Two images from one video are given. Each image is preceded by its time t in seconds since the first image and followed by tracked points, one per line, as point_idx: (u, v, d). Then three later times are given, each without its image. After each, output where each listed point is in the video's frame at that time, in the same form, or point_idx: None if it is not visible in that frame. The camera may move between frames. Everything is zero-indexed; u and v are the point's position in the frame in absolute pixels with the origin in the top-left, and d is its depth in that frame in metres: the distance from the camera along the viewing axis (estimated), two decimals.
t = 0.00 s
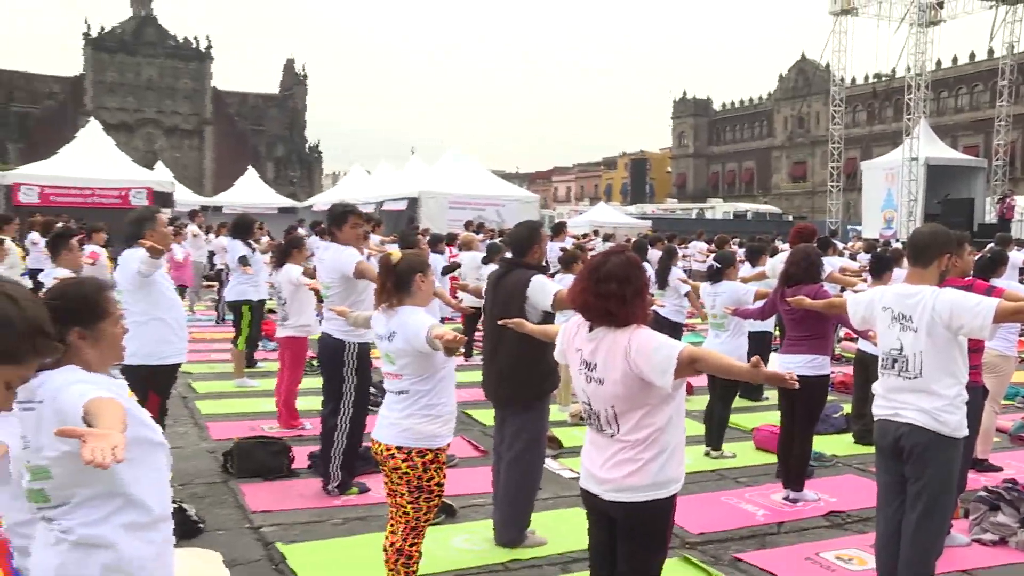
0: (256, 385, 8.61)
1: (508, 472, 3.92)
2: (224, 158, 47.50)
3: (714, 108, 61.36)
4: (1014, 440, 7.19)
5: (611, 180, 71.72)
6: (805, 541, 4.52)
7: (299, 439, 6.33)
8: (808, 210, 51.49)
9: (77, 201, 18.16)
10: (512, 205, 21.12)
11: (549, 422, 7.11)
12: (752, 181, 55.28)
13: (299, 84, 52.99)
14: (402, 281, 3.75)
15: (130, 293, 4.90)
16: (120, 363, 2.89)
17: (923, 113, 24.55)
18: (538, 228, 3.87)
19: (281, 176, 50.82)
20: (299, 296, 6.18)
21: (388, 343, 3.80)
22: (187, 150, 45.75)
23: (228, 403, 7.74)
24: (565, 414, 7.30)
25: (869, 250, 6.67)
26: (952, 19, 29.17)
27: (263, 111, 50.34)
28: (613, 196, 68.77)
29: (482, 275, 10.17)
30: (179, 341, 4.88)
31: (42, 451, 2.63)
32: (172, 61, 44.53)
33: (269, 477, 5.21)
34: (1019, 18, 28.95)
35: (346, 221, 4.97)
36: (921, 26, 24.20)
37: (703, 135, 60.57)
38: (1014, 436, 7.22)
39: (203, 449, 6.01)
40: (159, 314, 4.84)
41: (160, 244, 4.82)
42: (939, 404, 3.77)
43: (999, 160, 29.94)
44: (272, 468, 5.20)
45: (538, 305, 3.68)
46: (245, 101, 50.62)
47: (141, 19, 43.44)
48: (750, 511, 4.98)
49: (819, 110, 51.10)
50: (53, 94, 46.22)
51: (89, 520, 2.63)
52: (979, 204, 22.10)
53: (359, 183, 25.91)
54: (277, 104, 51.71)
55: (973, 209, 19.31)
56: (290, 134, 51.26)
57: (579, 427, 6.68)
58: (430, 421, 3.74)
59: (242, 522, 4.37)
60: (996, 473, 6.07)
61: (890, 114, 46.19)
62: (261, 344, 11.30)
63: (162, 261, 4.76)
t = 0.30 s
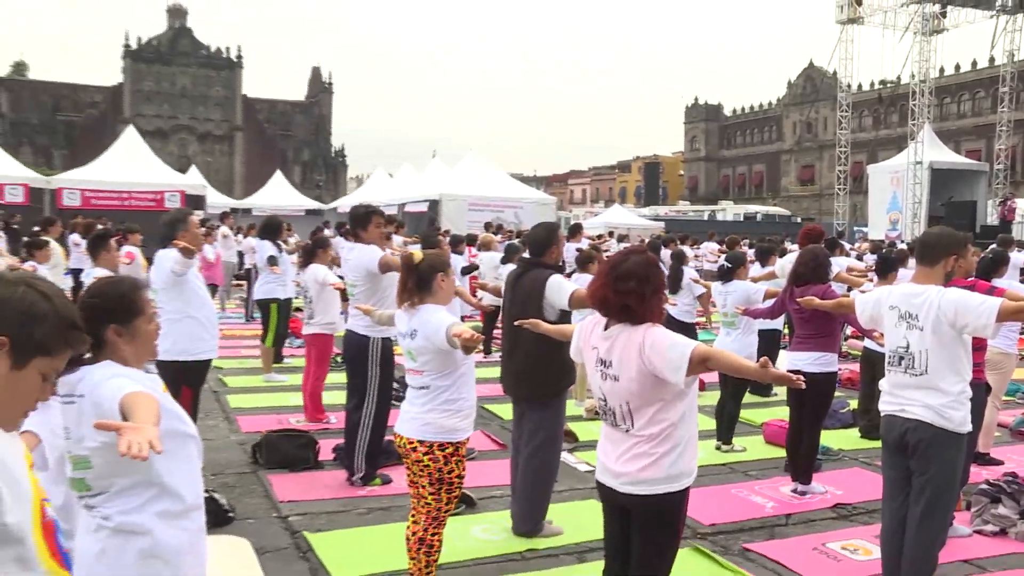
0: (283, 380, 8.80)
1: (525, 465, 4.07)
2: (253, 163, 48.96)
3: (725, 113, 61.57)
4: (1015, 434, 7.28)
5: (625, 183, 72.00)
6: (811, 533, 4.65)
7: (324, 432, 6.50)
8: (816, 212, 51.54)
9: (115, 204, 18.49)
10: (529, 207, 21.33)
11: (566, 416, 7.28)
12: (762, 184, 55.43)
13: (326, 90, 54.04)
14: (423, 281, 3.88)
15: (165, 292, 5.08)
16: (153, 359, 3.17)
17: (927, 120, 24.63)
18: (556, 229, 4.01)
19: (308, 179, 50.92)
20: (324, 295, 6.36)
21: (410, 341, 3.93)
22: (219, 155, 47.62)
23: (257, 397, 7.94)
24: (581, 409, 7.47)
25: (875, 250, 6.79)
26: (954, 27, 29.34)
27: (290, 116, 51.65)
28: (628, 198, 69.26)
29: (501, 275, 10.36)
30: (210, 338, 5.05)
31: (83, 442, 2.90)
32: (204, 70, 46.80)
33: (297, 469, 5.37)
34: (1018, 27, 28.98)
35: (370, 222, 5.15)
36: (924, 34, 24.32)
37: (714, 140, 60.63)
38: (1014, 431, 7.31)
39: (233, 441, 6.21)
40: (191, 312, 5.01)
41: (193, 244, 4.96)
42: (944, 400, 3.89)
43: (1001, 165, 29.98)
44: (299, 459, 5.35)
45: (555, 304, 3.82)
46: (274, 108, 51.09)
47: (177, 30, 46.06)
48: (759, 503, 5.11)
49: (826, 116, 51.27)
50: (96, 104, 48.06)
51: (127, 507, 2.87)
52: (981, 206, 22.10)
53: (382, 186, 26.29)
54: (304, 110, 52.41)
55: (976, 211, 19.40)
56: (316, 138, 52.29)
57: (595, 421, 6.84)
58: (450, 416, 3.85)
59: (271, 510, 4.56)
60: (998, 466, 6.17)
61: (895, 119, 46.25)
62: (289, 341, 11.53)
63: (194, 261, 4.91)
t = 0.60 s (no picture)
0: (308, 375, 8.98)
1: (541, 458, 4.24)
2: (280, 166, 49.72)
3: (734, 117, 61.71)
4: (1013, 430, 7.40)
5: (639, 186, 72.22)
6: (817, 524, 4.81)
7: (347, 426, 6.67)
8: (821, 215, 51.48)
9: (149, 207, 18.80)
10: (546, 208, 21.54)
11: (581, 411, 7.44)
12: (769, 187, 55.46)
13: (349, 97, 55.00)
14: (443, 280, 4.01)
15: (194, 291, 5.24)
16: (183, 354, 3.36)
17: (929, 125, 24.68)
18: (571, 230, 4.16)
19: (331, 182, 52.15)
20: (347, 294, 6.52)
21: (430, 338, 4.07)
22: (246, 159, 48.36)
23: (283, 392, 8.12)
24: (595, 405, 7.63)
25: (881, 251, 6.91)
26: (956, 36, 29.48)
27: (315, 122, 52.56)
28: (641, 201, 69.60)
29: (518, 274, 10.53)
30: (238, 336, 5.21)
31: (119, 434, 3.13)
32: (233, 78, 47.43)
33: (322, 460, 5.57)
34: (1016, 37, 28.93)
35: (390, 222, 5.31)
36: (925, 43, 24.42)
37: (724, 144, 60.37)
38: (1013, 426, 7.43)
39: (260, 433, 6.40)
40: (221, 310, 5.18)
41: (222, 245, 5.12)
42: (947, 396, 4.03)
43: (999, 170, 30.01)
44: (324, 452, 5.55)
45: (571, 304, 3.97)
46: (300, 114, 52.79)
47: (208, 41, 46.68)
48: (767, 496, 5.26)
49: (832, 121, 51.40)
50: (132, 112, 49.27)
51: (161, 496, 3.09)
52: (981, 209, 22.15)
53: (403, 188, 26.60)
54: (328, 116, 53.56)
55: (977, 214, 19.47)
56: (340, 143, 52.97)
57: (609, 416, 7.01)
58: (469, 411, 3.98)
59: (297, 501, 4.80)
60: (997, 460, 6.29)
61: (898, 124, 46.29)
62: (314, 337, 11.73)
63: (223, 262, 5.07)
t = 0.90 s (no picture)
0: (334, 372, 9.16)
1: (559, 451, 4.42)
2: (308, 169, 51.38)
3: (746, 122, 62.02)
4: (1015, 425, 7.51)
5: (652, 189, 72.61)
6: (825, 517, 4.98)
7: (371, 421, 6.85)
8: (831, 217, 51.78)
9: (182, 211, 19.50)
10: (563, 211, 21.86)
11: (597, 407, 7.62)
12: (780, 191, 55.76)
13: (375, 103, 56.44)
14: (464, 280, 4.15)
15: (226, 290, 5.42)
16: (215, 351, 3.53)
17: (934, 130, 24.82)
18: (587, 232, 4.33)
19: (357, 185, 53.84)
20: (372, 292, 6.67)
21: (452, 337, 4.18)
22: (275, 164, 49.89)
23: (310, 387, 8.34)
24: (610, 401, 7.80)
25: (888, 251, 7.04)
26: (961, 43, 29.70)
27: (340, 128, 54.12)
28: (655, 203, 70.15)
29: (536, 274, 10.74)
30: (267, 334, 5.39)
31: (155, 426, 3.29)
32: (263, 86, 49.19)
33: (347, 453, 5.80)
34: (1016, 46, 28.88)
35: (414, 223, 5.49)
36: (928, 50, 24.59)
37: (736, 148, 60.68)
38: (1015, 422, 7.55)
39: (288, 427, 6.62)
40: (251, 308, 5.37)
41: (252, 245, 5.32)
42: (952, 393, 4.16)
43: (1000, 173, 30.14)
44: (350, 445, 5.78)
45: (587, 303, 4.13)
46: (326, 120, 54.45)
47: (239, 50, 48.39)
48: (776, 489, 5.43)
49: (840, 126, 51.63)
50: (169, 120, 50.96)
51: (194, 486, 3.26)
52: (984, 212, 22.24)
53: (425, 191, 27.05)
54: (354, 122, 55.18)
55: (980, 216, 19.62)
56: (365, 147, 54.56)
57: (625, 413, 7.18)
58: (490, 406, 4.06)
59: (323, 492, 5.07)
60: (999, 454, 6.42)
61: (903, 129, 46.46)
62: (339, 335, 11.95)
63: (254, 262, 5.26)
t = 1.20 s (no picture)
0: (360, 368, 9.31)
1: (581, 446, 4.55)
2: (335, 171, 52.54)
3: (761, 125, 62.26)
4: None
5: (670, 191, 72.91)
6: (839, 512, 5.09)
7: (397, 417, 6.99)
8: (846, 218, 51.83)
9: (214, 213, 19.96)
10: (583, 212, 22.06)
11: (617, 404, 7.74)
12: (795, 193, 55.86)
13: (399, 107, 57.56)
14: (487, 280, 4.26)
15: (257, 289, 5.57)
16: (246, 348, 3.62)
17: (947, 134, 24.87)
18: (608, 233, 4.47)
19: (382, 188, 55.39)
20: (397, 291, 6.80)
21: (475, 335, 4.28)
22: (304, 167, 51.16)
23: (337, 383, 8.50)
24: (630, 398, 7.92)
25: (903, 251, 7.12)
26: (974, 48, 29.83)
27: (367, 132, 55.51)
28: (672, 205, 70.39)
29: (557, 274, 10.89)
30: (296, 331, 5.54)
31: (188, 421, 3.40)
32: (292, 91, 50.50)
33: (373, 448, 6.01)
34: None
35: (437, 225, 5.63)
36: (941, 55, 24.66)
37: (753, 150, 60.84)
38: None
39: (316, 423, 6.78)
40: (281, 307, 5.52)
41: (282, 246, 5.45)
42: (963, 391, 4.25)
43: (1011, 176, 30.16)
44: (375, 440, 6.00)
45: (608, 301, 4.25)
46: (353, 125, 56.00)
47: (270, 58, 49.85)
48: (792, 485, 5.54)
49: (854, 130, 51.72)
50: (200, 125, 52.17)
51: (226, 478, 3.33)
52: (995, 214, 22.26)
53: (448, 193, 27.41)
54: (379, 126, 56.31)
55: (992, 218, 19.67)
56: (390, 151, 55.96)
57: (645, 410, 7.30)
58: (511, 403, 4.11)
59: (350, 485, 5.29)
60: (1011, 452, 6.48)
61: (916, 133, 46.49)
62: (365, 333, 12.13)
63: (284, 261, 5.41)
